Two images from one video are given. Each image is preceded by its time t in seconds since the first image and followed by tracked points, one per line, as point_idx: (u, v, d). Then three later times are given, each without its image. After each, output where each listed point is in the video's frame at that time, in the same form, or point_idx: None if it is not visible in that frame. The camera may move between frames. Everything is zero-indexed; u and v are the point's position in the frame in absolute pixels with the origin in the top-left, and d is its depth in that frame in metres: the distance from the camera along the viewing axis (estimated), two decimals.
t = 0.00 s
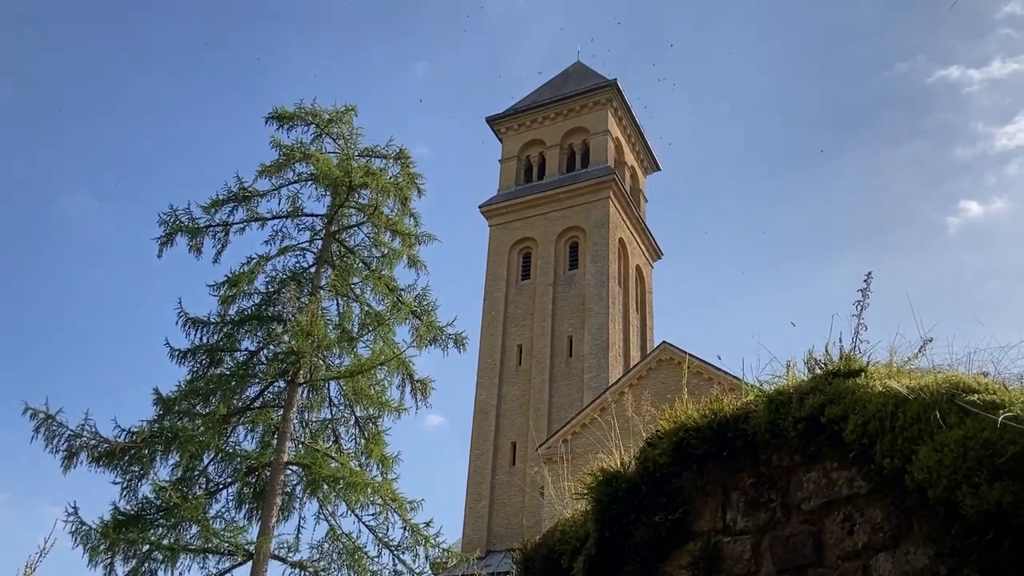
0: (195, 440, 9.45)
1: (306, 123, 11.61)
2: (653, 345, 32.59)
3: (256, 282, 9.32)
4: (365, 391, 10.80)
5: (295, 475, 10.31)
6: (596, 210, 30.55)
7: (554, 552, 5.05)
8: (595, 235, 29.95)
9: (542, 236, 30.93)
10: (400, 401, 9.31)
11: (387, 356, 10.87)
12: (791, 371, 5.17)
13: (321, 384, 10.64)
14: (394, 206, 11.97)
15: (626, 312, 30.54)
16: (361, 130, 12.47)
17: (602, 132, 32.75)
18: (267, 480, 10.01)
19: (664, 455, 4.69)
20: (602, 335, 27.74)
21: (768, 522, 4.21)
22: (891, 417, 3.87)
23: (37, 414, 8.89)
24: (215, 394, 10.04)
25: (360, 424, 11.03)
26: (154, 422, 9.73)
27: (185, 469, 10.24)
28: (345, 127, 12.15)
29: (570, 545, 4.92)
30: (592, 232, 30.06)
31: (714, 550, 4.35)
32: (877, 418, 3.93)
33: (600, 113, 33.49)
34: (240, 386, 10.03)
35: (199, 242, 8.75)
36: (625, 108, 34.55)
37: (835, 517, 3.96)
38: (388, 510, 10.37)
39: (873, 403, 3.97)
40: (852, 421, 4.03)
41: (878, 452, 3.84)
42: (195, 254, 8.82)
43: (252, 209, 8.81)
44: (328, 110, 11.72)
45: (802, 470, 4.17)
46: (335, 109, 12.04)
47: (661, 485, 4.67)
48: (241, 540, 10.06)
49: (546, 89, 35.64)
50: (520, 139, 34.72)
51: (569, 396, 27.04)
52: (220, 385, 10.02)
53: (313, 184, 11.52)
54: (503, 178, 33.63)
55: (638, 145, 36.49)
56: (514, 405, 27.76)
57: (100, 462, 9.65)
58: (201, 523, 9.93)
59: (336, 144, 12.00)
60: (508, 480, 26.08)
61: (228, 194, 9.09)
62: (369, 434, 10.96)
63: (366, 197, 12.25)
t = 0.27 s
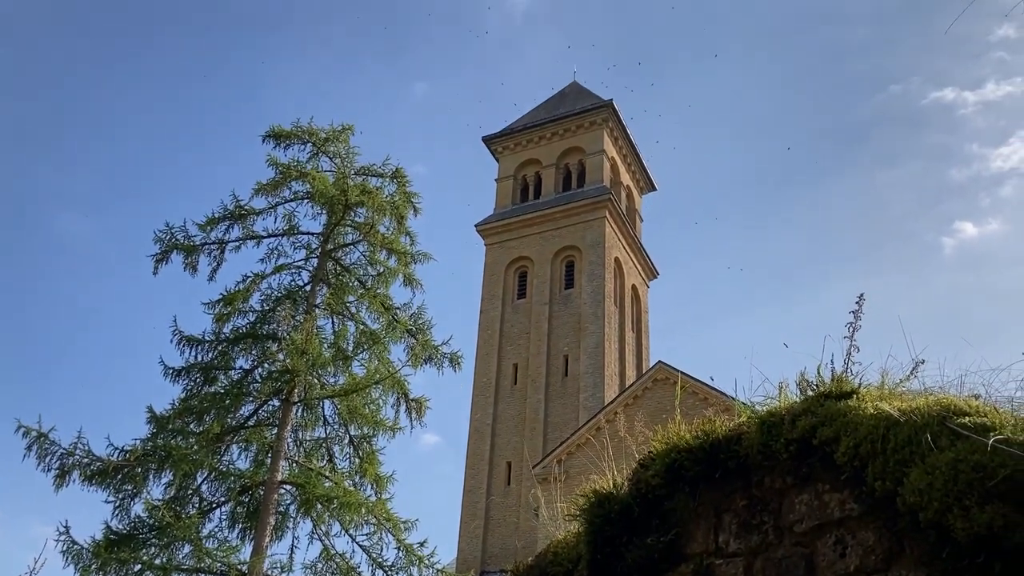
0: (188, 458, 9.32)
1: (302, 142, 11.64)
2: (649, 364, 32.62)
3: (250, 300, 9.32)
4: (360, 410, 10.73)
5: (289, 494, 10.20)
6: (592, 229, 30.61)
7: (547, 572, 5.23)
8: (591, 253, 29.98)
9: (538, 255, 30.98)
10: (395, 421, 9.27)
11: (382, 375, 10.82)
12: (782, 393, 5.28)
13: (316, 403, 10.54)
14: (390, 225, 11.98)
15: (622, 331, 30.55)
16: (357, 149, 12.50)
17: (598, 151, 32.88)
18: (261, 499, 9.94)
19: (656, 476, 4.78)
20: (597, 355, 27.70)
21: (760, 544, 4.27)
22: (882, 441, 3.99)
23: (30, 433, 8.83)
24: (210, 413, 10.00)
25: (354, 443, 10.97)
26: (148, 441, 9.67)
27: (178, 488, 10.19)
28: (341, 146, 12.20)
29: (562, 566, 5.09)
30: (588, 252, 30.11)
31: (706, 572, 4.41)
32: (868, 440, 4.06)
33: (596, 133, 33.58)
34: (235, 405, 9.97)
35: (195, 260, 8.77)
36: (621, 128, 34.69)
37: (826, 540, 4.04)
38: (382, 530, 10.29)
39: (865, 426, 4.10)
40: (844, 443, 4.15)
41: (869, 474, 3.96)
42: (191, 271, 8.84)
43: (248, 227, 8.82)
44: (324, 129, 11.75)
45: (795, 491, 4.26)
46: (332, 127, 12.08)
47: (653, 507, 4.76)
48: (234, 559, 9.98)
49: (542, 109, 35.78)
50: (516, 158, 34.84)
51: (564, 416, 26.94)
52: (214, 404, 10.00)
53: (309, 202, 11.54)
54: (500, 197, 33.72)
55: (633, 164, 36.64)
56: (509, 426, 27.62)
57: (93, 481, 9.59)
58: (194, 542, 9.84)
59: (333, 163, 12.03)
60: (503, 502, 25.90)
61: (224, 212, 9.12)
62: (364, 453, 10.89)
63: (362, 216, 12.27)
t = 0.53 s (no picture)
0: (183, 475, 9.29)
1: (301, 159, 11.67)
2: (647, 382, 32.59)
3: (247, 316, 9.30)
4: (357, 427, 10.69)
5: (284, 511, 10.17)
6: (590, 246, 30.63)
7: None
8: (589, 270, 29.99)
9: (536, 271, 30.98)
10: (392, 437, 9.23)
11: (379, 391, 10.80)
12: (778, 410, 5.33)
13: (313, 419, 10.50)
14: (388, 241, 11.99)
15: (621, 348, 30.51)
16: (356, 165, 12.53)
17: (596, 168, 32.97)
18: (257, 516, 9.88)
19: (650, 494, 4.84)
20: (596, 372, 27.64)
21: (755, 563, 4.30)
22: (876, 459, 4.02)
23: (25, 449, 8.78)
24: (205, 429, 9.92)
25: (350, 460, 10.93)
26: (143, 457, 9.60)
27: (173, 505, 10.13)
28: (340, 162, 12.22)
29: None
30: (586, 269, 30.10)
31: None
32: (862, 459, 4.08)
33: (593, 150, 33.73)
34: (231, 421, 9.91)
35: (192, 276, 8.76)
36: (619, 145, 34.81)
37: (821, 559, 4.06)
38: (379, 547, 10.24)
39: (859, 445, 4.12)
40: (838, 461, 4.17)
41: (863, 493, 3.98)
42: (188, 287, 8.82)
43: (245, 242, 8.82)
44: (323, 145, 11.79)
45: (789, 510, 4.30)
46: (330, 144, 12.11)
47: (647, 525, 4.82)
48: None
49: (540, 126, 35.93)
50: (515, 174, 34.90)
51: (563, 433, 26.84)
52: (210, 420, 9.89)
53: (308, 219, 11.55)
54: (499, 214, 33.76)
55: (632, 181, 36.73)
56: (507, 444, 27.47)
57: (88, 497, 9.54)
58: (189, 559, 9.79)
59: (331, 179, 12.05)
60: (501, 520, 25.72)
61: (222, 228, 9.11)
62: (360, 470, 10.84)
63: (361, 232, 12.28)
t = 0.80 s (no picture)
0: (181, 490, 9.26)
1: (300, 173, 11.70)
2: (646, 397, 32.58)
3: (245, 331, 9.29)
4: (355, 442, 10.67)
5: (282, 526, 10.13)
6: (589, 261, 30.65)
7: None
8: (587, 285, 30.00)
9: (535, 287, 31.01)
10: (390, 453, 9.19)
11: (377, 407, 10.79)
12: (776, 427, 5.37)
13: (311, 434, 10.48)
14: (387, 256, 12.01)
15: (619, 362, 30.48)
16: (355, 180, 12.55)
17: (595, 184, 33.05)
18: (254, 531, 9.82)
19: (648, 511, 4.89)
20: (594, 388, 27.55)
21: None
22: (873, 476, 4.02)
23: (22, 465, 8.72)
24: (204, 444, 9.88)
25: (349, 475, 10.90)
26: (141, 471, 9.58)
27: (171, 520, 10.10)
28: (339, 177, 12.25)
29: None
30: (584, 284, 30.13)
31: None
32: (859, 475, 4.09)
33: (591, 166, 33.82)
34: (229, 435, 9.88)
35: (191, 290, 8.76)
36: (617, 160, 34.90)
37: None
38: (376, 563, 10.20)
39: (856, 461, 4.14)
40: (835, 478, 4.17)
41: (860, 511, 4.00)
42: (187, 302, 8.83)
43: (245, 256, 8.83)
44: (323, 160, 11.81)
45: (787, 527, 4.33)
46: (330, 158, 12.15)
47: (645, 541, 4.90)
48: None
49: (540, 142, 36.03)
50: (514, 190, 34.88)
51: (562, 449, 26.76)
52: (208, 434, 9.90)
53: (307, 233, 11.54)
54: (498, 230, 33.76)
55: (631, 196, 36.81)
56: (506, 459, 27.40)
57: (85, 512, 9.52)
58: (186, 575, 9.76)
59: (331, 194, 12.08)
60: (498, 536, 25.61)
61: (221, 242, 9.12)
62: (359, 485, 10.82)
63: (360, 247, 12.29)
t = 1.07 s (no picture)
0: (155, 517, 8.63)
1: (285, 178, 11.15)
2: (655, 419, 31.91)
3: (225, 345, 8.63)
4: (342, 466, 10.03)
5: (264, 557, 9.42)
6: (594, 272, 30.04)
7: None
8: (591, 298, 29.41)
9: (535, 300, 30.37)
10: (380, 478, 8.57)
11: (366, 428, 10.15)
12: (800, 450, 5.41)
13: (294, 458, 9.83)
14: (377, 266, 11.44)
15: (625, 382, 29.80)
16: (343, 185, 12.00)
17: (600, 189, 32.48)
18: (234, 563, 9.11)
19: (659, 541, 5.09)
20: (599, 409, 26.88)
21: None
22: (898, 505, 4.09)
23: None
24: (180, 468, 9.14)
25: (336, 502, 10.25)
26: (112, 497, 8.96)
27: (144, 550, 9.43)
28: (327, 182, 11.71)
29: None
30: (587, 297, 29.51)
31: None
32: (884, 504, 4.14)
33: (597, 170, 33.27)
34: (207, 459, 9.16)
35: (167, 303, 8.19)
36: (624, 164, 34.33)
37: None
38: None
39: (882, 489, 4.17)
40: (860, 506, 4.28)
41: (886, 541, 4.05)
42: (163, 315, 8.24)
43: (225, 266, 8.25)
44: (309, 164, 11.25)
45: (808, 559, 4.44)
46: (317, 163, 11.62)
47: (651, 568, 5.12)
48: None
49: (540, 146, 35.48)
50: (514, 197, 34.37)
51: (564, 474, 26.06)
52: (185, 457, 9.16)
53: (292, 242, 10.95)
54: (497, 237, 33.23)
55: (638, 205, 36.24)
56: (504, 484, 26.83)
57: (50, 542, 8.85)
58: None
59: (317, 200, 11.54)
60: (496, 565, 24.71)
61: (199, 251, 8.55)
62: (346, 513, 10.17)
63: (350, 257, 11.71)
